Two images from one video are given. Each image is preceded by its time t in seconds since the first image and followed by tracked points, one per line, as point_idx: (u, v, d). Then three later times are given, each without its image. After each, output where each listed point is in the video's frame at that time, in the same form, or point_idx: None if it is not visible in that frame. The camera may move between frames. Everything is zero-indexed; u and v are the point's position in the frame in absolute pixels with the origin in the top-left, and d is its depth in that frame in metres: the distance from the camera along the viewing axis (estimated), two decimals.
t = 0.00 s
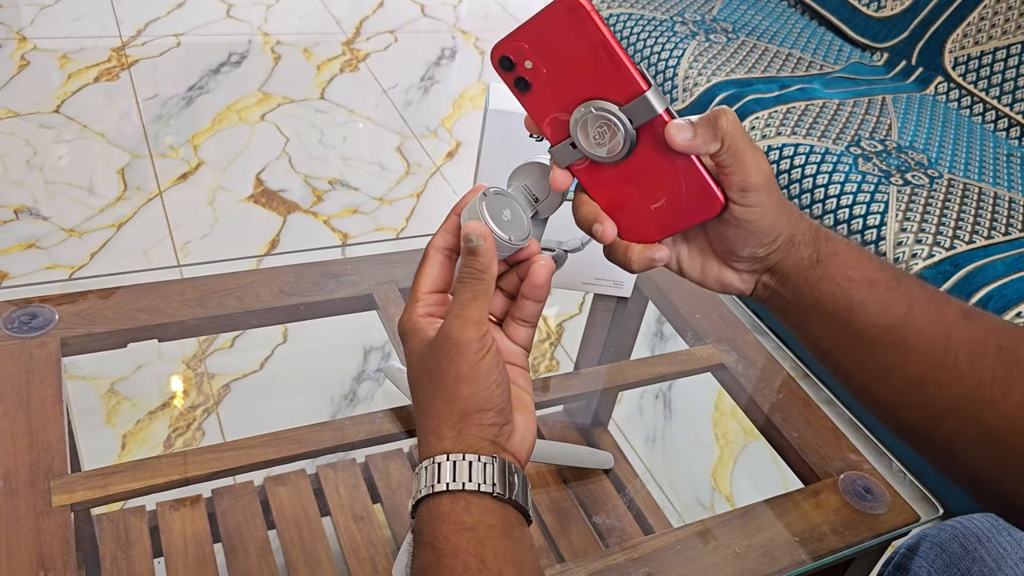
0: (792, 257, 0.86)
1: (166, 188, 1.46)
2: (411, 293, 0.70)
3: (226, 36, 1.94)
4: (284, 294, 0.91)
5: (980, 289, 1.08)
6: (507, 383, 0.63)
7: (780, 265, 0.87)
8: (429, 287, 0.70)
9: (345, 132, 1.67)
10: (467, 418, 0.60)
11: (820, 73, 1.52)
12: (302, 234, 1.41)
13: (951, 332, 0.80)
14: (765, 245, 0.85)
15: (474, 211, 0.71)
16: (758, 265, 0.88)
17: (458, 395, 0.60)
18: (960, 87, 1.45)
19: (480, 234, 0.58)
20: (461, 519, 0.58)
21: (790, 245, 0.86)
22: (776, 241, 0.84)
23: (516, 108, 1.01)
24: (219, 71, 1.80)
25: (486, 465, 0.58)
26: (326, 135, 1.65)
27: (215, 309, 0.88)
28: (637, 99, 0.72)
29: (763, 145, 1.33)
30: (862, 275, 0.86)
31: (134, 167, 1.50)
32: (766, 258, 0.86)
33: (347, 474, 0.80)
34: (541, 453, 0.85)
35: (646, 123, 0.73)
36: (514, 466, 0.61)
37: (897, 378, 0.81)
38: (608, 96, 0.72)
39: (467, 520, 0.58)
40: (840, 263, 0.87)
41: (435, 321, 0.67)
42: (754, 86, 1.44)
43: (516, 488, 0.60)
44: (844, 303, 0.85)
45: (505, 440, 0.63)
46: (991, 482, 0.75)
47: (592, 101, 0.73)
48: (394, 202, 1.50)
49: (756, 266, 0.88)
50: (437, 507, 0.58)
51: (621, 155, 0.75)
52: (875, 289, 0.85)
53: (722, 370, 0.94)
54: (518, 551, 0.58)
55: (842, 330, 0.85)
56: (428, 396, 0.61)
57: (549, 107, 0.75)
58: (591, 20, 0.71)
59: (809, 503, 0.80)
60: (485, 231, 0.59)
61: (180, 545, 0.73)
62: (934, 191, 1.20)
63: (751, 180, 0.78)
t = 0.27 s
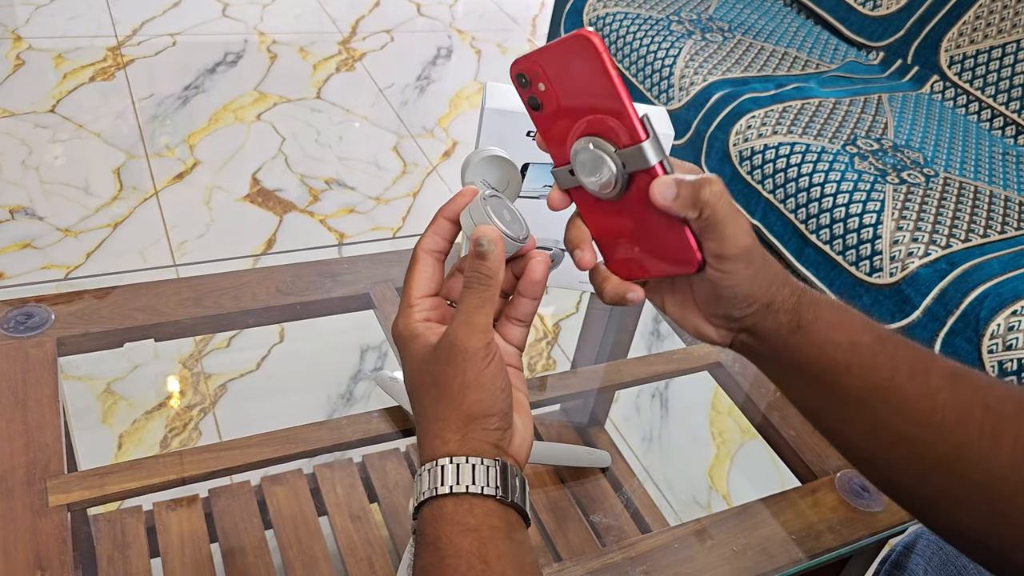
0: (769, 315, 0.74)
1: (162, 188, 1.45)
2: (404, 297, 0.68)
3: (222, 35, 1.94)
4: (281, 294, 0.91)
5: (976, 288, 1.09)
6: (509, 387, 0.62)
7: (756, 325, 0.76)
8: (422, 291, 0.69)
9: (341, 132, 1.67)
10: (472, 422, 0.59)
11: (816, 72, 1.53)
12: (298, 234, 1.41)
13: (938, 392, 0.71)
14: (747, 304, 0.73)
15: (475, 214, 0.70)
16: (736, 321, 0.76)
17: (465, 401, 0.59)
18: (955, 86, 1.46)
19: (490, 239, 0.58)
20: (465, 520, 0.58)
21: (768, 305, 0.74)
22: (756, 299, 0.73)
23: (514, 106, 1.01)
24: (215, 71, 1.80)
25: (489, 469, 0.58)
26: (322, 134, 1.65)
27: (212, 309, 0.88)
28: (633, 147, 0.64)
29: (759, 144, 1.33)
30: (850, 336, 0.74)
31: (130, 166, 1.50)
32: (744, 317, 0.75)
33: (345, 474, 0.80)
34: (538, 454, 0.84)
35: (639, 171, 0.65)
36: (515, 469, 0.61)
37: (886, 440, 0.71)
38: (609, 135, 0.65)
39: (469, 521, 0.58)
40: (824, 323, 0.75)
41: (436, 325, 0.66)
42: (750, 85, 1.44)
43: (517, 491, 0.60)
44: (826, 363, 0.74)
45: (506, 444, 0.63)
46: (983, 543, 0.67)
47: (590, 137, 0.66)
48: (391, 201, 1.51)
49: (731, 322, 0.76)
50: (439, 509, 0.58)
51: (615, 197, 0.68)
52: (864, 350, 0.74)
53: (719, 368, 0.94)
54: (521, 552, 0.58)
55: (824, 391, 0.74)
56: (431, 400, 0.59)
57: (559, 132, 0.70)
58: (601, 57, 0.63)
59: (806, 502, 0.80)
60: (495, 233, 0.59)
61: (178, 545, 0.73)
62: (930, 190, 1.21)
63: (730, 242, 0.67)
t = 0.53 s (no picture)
0: (753, 338, 0.75)
1: (160, 189, 1.45)
2: (404, 299, 0.65)
3: (221, 36, 1.94)
4: (280, 294, 0.91)
5: (975, 288, 1.09)
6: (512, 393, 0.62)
7: (740, 345, 0.77)
8: (423, 293, 0.66)
9: (340, 133, 1.67)
10: (477, 427, 0.59)
11: (815, 72, 1.53)
12: (297, 234, 1.41)
13: (923, 411, 0.72)
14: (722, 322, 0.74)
15: (489, 216, 0.68)
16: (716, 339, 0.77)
17: (474, 408, 0.58)
18: (954, 86, 1.46)
19: (506, 244, 0.56)
20: (467, 524, 0.58)
21: (749, 323, 0.74)
22: (733, 316, 0.74)
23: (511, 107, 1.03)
24: (214, 72, 1.80)
25: (493, 474, 0.58)
26: (321, 135, 1.65)
27: (212, 309, 0.88)
28: (602, 185, 0.63)
29: (758, 144, 1.33)
30: (833, 357, 0.76)
31: (129, 167, 1.50)
32: (723, 335, 0.76)
33: (344, 474, 0.80)
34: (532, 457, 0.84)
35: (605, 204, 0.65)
36: (514, 473, 0.61)
37: (872, 459, 0.72)
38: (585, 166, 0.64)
39: (472, 524, 0.58)
40: (808, 345, 0.76)
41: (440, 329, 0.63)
42: (749, 85, 1.44)
43: (516, 496, 0.60)
44: (813, 382, 0.75)
45: (506, 447, 0.63)
46: (970, 560, 0.68)
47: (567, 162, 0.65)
48: (390, 202, 1.51)
49: (715, 341, 0.77)
50: (442, 511, 0.58)
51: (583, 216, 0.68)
52: (849, 371, 0.75)
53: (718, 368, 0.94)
54: (520, 558, 0.58)
55: (812, 411, 0.76)
56: (436, 404, 0.59)
57: (548, 146, 0.68)
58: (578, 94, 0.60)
59: (805, 502, 0.80)
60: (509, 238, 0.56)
61: (177, 545, 0.72)
62: (929, 190, 1.21)
63: (686, 271, 0.67)
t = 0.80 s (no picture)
0: (747, 335, 0.76)
1: (161, 191, 1.45)
2: (404, 301, 0.65)
3: (221, 38, 1.94)
4: (281, 296, 0.91)
5: (975, 289, 1.09)
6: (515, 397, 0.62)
7: (734, 343, 0.77)
8: (425, 296, 0.65)
9: (340, 134, 1.67)
10: (482, 431, 0.59)
11: (815, 73, 1.53)
12: (297, 236, 1.41)
13: (918, 407, 0.72)
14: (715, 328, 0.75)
15: (495, 218, 0.66)
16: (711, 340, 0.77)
17: (479, 411, 0.58)
18: (954, 87, 1.46)
19: (515, 248, 0.56)
20: (471, 526, 0.58)
21: (741, 323, 0.75)
22: (723, 319, 0.74)
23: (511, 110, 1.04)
24: (214, 73, 1.80)
25: (496, 475, 0.58)
26: (321, 137, 1.65)
27: (213, 311, 0.88)
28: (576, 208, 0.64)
29: (758, 145, 1.34)
30: (827, 353, 0.76)
31: (129, 169, 1.50)
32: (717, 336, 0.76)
33: (345, 476, 0.80)
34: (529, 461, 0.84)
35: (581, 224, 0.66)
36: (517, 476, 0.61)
37: (866, 454, 0.73)
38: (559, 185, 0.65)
39: (476, 527, 0.58)
40: (802, 341, 0.77)
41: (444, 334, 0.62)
42: (749, 86, 1.44)
43: (519, 498, 0.60)
44: (808, 378, 0.76)
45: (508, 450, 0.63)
46: (966, 555, 0.68)
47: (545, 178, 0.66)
48: (390, 203, 1.52)
49: (711, 341, 0.78)
50: (446, 513, 0.58)
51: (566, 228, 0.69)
52: (843, 367, 0.76)
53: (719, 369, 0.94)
54: (523, 560, 0.58)
55: (806, 407, 0.76)
56: (441, 407, 0.59)
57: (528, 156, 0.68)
58: (548, 126, 0.60)
59: (806, 503, 0.80)
60: (519, 243, 0.56)
61: (177, 547, 0.72)
62: (929, 190, 1.21)
63: (671, 279, 0.68)
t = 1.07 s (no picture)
0: (741, 340, 0.75)
1: (160, 192, 1.45)
2: (411, 301, 0.64)
3: (220, 40, 1.94)
4: (280, 298, 0.91)
5: (974, 289, 1.09)
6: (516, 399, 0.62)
7: (730, 347, 0.77)
8: (431, 297, 0.64)
9: (339, 136, 1.67)
10: (486, 433, 0.59)
11: (813, 74, 1.53)
12: (297, 237, 1.41)
13: (915, 409, 0.73)
14: (705, 335, 0.74)
15: (505, 218, 0.66)
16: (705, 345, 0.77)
17: (484, 414, 0.58)
18: (953, 88, 1.46)
19: (525, 253, 0.56)
20: (474, 529, 0.58)
21: (733, 329, 0.74)
22: (713, 328, 0.74)
23: (511, 113, 1.06)
24: (213, 75, 1.80)
25: (498, 477, 0.58)
26: (320, 138, 1.65)
27: (212, 313, 0.88)
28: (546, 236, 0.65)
29: (757, 146, 1.34)
30: (822, 357, 0.75)
31: (128, 171, 1.50)
32: (711, 341, 0.76)
33: (345, 478, 0.81)
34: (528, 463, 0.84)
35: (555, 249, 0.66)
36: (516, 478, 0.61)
37: (864, 455, 0.73)
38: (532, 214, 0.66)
39: (478, 529, 0.58)
40: (797, 344, 0.76)
41: (448, 335, 0.61)
42: (747, 87, 1.45)
43: (519, 501, 0.61)
44: (804, 380, 0.75)
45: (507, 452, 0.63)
46: (966, 557, 0.69)
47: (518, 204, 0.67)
48: (389, 204, 1.52)
49: (705, 346, 0.77)
50: (448, 515, 0.58)
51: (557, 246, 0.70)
52: (839, 371, 0.75)
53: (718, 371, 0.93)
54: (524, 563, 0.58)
55: (803, 410, 0.76)
56: (445, 409, 0.59)
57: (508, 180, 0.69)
58: (508, 159, 0.61)
59: (805, 504, 0.80)
60: (529, 249, 0.57)
61: (177, 549, 0.72)
62: (928, 191, 1.21)
63: (653, 295, 0.67)
